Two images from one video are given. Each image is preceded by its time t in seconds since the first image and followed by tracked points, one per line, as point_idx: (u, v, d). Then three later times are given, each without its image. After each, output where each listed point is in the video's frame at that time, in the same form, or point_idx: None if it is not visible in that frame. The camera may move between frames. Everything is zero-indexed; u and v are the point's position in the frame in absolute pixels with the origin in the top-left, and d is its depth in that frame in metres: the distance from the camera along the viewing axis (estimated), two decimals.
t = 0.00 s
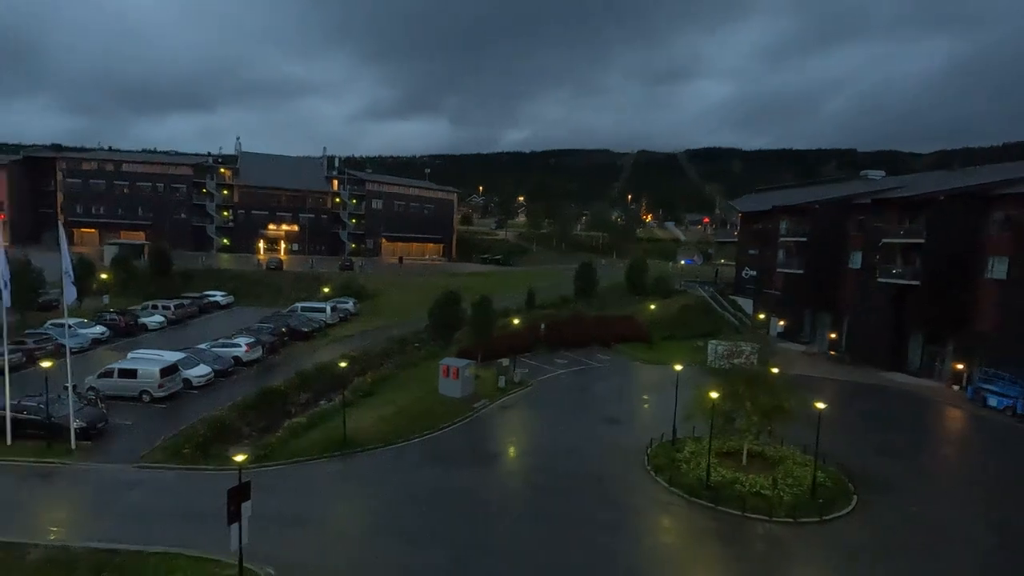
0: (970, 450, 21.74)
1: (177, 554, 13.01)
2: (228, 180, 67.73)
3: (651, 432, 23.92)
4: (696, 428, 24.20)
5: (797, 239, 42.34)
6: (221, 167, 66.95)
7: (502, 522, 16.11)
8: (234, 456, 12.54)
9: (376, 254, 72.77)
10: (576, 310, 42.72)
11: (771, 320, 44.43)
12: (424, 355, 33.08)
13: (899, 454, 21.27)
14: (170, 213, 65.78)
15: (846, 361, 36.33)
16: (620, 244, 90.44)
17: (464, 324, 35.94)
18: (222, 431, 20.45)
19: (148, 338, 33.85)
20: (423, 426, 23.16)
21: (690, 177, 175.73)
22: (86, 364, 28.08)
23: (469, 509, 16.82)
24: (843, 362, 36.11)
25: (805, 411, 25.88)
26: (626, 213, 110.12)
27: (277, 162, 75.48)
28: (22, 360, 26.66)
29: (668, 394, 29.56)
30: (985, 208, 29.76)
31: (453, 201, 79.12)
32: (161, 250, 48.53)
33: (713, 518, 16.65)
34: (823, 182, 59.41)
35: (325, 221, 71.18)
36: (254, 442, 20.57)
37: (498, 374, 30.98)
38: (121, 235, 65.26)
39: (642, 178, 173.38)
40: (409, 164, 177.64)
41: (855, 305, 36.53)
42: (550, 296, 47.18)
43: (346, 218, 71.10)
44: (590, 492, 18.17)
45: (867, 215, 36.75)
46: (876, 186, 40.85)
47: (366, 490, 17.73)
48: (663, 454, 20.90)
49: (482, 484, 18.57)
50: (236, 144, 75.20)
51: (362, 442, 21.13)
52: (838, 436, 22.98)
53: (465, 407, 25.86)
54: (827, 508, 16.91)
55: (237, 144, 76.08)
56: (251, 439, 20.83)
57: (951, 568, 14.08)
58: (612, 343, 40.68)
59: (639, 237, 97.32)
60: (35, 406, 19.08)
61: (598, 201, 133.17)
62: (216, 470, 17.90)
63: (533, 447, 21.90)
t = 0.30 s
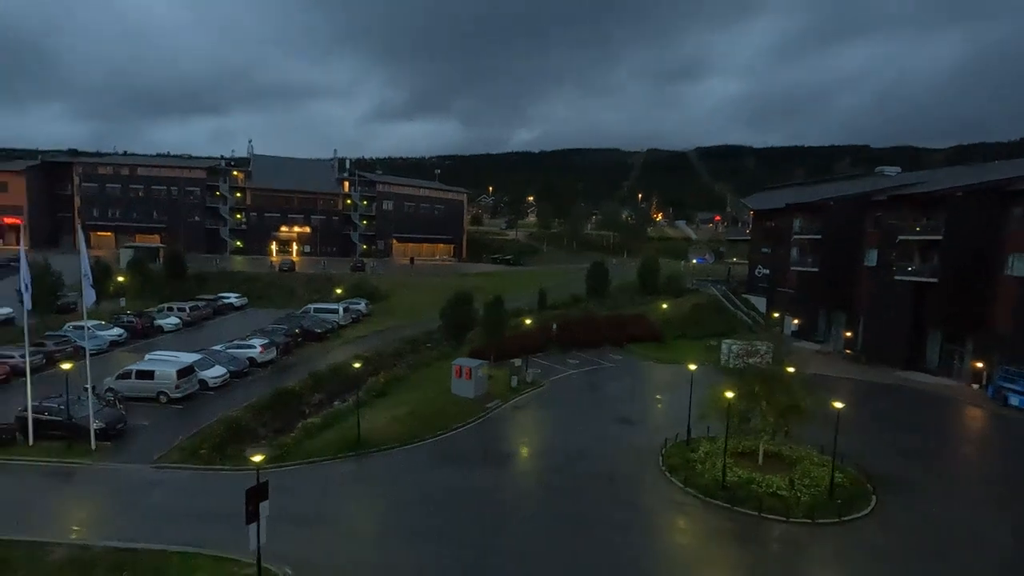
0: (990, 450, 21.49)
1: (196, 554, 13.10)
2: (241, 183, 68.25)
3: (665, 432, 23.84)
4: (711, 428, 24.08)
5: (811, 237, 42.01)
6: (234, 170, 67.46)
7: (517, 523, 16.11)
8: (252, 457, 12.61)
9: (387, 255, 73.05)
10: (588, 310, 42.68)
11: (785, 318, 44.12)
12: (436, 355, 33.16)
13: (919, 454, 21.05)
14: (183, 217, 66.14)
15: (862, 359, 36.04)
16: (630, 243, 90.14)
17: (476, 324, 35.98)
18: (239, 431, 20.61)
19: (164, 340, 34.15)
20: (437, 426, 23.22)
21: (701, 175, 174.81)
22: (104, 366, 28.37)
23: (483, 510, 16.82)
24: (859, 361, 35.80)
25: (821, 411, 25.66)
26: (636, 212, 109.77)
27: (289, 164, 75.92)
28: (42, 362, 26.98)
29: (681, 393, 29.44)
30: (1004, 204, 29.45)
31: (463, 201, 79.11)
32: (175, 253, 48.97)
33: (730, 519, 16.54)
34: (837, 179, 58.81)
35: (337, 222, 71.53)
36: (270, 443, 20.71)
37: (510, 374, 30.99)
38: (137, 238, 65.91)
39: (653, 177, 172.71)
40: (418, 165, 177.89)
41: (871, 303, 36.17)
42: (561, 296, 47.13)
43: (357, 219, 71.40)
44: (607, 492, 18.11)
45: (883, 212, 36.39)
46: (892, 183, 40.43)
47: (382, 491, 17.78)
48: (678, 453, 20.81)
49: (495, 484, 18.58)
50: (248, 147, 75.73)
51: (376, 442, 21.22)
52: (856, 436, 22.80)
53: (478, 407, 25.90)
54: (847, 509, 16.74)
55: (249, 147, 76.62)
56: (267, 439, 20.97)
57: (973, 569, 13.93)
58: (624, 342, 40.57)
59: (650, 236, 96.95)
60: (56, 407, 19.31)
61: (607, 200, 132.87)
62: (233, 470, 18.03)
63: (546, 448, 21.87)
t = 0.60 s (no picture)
0: (1008, 451, 21.26)
1: (212, 555, 13.22)
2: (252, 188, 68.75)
3: (677, 433, 23.75)
4: (724, 429, 23.96)
5: (823, 236, 41.73)
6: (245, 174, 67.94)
7: (530, 524, 16.11)
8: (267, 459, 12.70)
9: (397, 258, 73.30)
10: (598, 311, 42.64)
11: (797, 318, 43.83)
12: (447, 357, 33.23)
13: (936, 455, 20.84)
14: (196, 221, 66.66)
15: (875, 359, 35.76)
16: (640, 244, 89.97)
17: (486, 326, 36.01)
18: (253, 434, 20.73)
19: (178, 343, 34.42)
20: (449, 428, 23.28)
21: (710, 175, 174.13)
22: (120, 369, 28.64)
23: (496, 511, 16.84)
24: (873, 361, 35.52)
25: (835, 412, 25.50)
26: (645, 212, 109.46)
27: (299, 168, 76.37)
28: (59, 366, 27.27)
29: (693, 395, 29.33)
30: (1020, 201, 29.13)
31: (472, 203, 79.13)
32: (188, 257, 49.37)
33: (745, 520, 16.47)
34: (849, 177, 58.24)
35: (347, 225, 71.86)
36: (284, 445, 20.82)
37: (521, 376, 30.98)
38: (150, 243, 66.50)
39: (662, 177, 172.23)
40: (427, 167, 178.10)
41: (885, 303, 35.88)
42: (571, 297, 47.08)
43: (367, 222, 71.73)
44: (620, 494, 18.06)
45: (896, 210, 36.08)
46: (906, 181, 40.09)
47: (395, 493, 17.83)
48: (691, 455, 20.71)
49: (508, 485, 18.58)
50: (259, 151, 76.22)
51: (388, 444, 21.29)
52: (872, 437, 22.61)
53: (490, 409, 25.91)
54: (863, 511, 16.63)
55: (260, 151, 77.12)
56: (281, 442, 21.07)
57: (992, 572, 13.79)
58: (635, 343, 40.48)
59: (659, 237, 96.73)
60: (73, 410, 19.50)
61: (616, 201, 132.63)
62: (248, 472, 18.13)
63: (558, 449, 21.85)
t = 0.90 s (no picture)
0: None
1: (233, 555, 13.35)
2: (266, 192, 69.41)
3: (691, 436, 23.64)
4: (739, 432, 23.81)
5: (838, 236, 41.37)
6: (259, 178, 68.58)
7: (545, 527, 16.11)
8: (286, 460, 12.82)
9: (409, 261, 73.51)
10: (610, 313, 42.61)
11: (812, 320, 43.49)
12: (460, 360, 33.30)
13: (957, 459, 20.57)
14: (211, 226, 67.32)
15: (893, 361, 35.40)
16: (651, 245, 89.75)
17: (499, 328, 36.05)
18: (269, 436, 20.90)
19: (194, 346, 34.79)
20: (463, 430, 23.33)
21: (722, 175, 173.31)
22: (138, 372, 29.02)
23: (511, 514, 16.87)
24: (891, 363, 35.15)
25: (852, 415, 25.25)
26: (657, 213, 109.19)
27: (312, 172, 76.97)
28: (79, 368, 27.68)
29: (707, 397, 29.17)
30: None
31: (484, 205, 79.02)
32: (204, 261, 49.92)
33: (761, 524, 16.36)
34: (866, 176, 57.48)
35: (359, 229, 72.27)
36: (300, 447, 20.98)
37: (534, 378, 30.98)
38: (166, 247, 67.27)
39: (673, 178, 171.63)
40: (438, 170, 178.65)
41: (902, 304, 35.50)
42: (584, 299, 47.06)
43: (379, 225, 72.15)
44: (635, 497, 18.01)
45: (913, 210, 35.69)
46: (923, 180, 39.65)
47: (410, 495, 17.88)
48: (706, 458, 20.60)
49: (522, 488, 18.58)
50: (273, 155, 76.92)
51: (402, 446, 21.37)
52: (891, 441, 22.36)
53: (503, 411, 25.94)
54: (882, 515, 16.48)
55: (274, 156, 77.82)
56: (297, 443, 21.26)
57: None
58: (648, 345, 40.37)
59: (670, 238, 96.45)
60: (94, 412, 19.78)
61: (627, 202, 132.36)
62: (264, 473, 18.29)
63: (571, 452, 21.82)
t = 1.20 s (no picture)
0: None
1: (254, 553, 13.46)
2: (284, 194, 70.04)
3: (708, 439, 23.52)
4: (757, 435, 23.63)
5: (858, 237, 40.91)
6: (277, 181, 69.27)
7: (561, 528, 16.11)
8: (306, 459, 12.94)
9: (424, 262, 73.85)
10: (625, 315, 42.50)
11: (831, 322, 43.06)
12: (476, 361, 33.38)
13: (980, 463, 20.28)
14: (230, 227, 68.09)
15: (914, 364, 34.95)
16: (667, 246, 89.37)
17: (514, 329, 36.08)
18: (288, 436, 21.09)
19: (214, 346, 35.20)
20: (478, 432, 23.37)
21: (738, 176, 172.11)
22: (160, 371, 29.43)
23: (528, 515, 16.87)
24: (912, 366, 34.70)
25: (872, 418, 24.97)
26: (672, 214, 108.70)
27: (329, 175, 77.53)
28: (103, 367, 28.13)
29: (724, 400, 28.99)
30: None
31: (498, 207, 79.27)
32: (223, 263, 50.53)
33: (781, 528, 16.24)
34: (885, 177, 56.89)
35: (375, 230, 72.68)
36: (318, 447, 21.14)
37: (549, 379, 30.97)
38: (186, 248, 68.13)
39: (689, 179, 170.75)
40: (452, 171, 179.15)
41: (924, 306, 35.05)
42: (599, 301, 46.97)
43: (394, 227, 72.56)
44: (652, 499, 17.98)
45: (935, 210, 35.20)
46: (946, 180, 39.09)
47: (428, 495, 17.97)
48: (724, 461, 20.48)
49: (538, 489, 18.60)
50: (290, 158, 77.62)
51: (419, 447, 21.47)
52: (913, 445, 22.07)
53: (519, 412, 25.97)
54: (905, 520, 16.29)
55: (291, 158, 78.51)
56: (315, 443, 21.43)
57: None
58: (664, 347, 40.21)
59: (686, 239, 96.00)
60: (118, 410, 20.10)
61: (642, 203, 131.84)
62: (283, 472, 18.45)
63: (587, 453, 21.80)
